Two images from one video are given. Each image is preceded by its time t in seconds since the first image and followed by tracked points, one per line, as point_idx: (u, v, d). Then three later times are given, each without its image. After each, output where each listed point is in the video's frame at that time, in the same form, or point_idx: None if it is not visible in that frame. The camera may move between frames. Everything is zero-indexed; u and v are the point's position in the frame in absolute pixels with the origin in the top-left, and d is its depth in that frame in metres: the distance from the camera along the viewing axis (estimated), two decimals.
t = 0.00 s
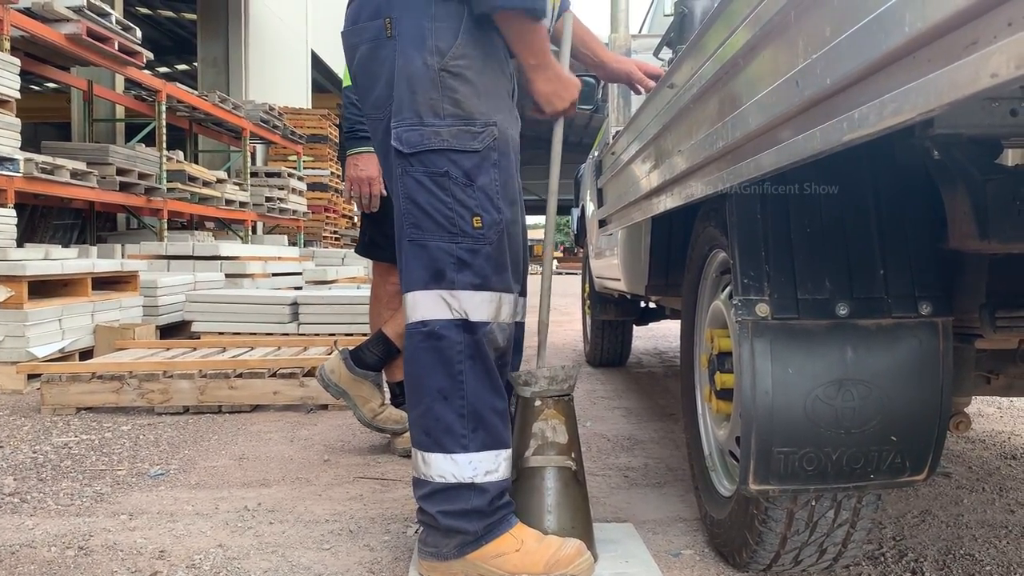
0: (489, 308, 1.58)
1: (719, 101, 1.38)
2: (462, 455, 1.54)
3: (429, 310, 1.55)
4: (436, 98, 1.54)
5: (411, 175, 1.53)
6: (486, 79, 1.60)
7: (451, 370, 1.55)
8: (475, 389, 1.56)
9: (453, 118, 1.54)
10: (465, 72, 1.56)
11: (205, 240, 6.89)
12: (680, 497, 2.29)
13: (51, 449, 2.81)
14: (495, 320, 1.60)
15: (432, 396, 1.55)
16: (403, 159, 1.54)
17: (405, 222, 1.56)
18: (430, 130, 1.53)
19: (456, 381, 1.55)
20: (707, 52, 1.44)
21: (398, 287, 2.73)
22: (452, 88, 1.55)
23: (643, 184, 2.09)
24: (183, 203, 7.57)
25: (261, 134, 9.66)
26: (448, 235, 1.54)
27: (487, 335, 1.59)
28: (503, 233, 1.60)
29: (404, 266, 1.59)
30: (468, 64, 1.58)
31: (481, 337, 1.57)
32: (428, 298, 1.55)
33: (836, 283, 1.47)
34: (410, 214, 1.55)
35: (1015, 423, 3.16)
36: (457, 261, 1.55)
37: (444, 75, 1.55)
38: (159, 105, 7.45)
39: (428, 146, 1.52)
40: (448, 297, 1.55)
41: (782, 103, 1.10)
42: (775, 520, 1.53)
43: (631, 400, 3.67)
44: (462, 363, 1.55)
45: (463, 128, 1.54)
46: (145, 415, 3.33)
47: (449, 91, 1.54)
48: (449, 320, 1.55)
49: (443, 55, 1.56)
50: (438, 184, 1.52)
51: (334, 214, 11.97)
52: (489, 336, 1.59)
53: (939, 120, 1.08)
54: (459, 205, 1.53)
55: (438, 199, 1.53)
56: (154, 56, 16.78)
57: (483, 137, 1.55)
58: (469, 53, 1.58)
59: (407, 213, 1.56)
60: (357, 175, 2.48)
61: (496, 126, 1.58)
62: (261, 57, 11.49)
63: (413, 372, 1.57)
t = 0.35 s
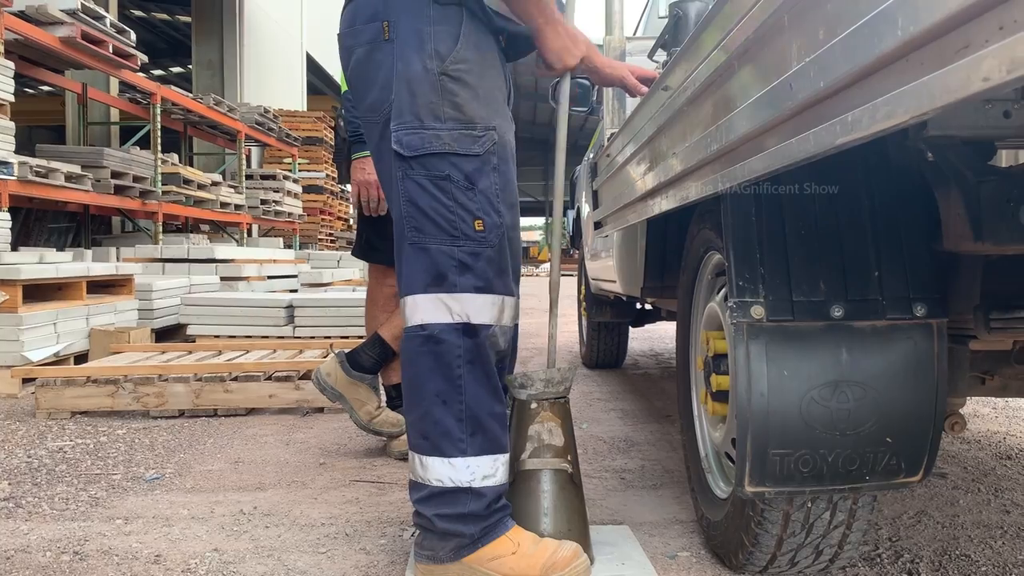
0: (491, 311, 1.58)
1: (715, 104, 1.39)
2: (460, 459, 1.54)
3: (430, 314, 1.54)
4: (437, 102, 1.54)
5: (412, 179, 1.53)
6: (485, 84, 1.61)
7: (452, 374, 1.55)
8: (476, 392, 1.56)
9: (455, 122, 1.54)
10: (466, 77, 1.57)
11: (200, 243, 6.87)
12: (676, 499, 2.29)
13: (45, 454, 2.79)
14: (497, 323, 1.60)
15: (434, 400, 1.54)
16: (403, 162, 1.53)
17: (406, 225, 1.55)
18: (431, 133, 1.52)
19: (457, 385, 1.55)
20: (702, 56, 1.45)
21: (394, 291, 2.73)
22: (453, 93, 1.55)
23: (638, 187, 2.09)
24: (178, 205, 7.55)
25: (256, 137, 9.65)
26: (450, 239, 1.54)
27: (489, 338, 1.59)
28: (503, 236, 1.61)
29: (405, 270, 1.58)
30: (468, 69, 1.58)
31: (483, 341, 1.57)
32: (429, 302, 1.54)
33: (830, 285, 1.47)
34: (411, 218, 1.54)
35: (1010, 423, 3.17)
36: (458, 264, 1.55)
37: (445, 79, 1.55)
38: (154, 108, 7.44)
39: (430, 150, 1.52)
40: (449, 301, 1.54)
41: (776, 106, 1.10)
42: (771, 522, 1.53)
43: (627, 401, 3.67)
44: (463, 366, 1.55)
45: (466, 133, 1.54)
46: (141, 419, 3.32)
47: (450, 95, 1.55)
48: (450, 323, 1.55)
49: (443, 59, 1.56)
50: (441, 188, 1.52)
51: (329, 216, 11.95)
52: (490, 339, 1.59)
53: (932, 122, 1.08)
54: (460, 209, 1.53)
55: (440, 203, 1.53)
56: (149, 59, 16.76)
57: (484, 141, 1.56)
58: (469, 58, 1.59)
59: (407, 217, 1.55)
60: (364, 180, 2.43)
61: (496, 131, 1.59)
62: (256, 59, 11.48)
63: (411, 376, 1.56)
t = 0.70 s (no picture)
0: (494, 312, 1.58)
1: (712, 104, 1.39)
2: (459, 460, 1.53)
3: (432, 315, 1.54)
4: (437, 103, 1.54)
5: (412, 180, 1.52)
6: (485, 84, 1.61)
7: (453, 375, 1.55)
8: (478, 393, 1.56)
9: (454, 123, 1.54)
10: (465, 78, 1.57)
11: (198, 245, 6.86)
12: (675, 499, 2.29)
13: (43, 456, 2.79)
14: (499, 324, 1.61)
15: (435, 401, 1.54)
16: (404, 164, 1.53)
17: (407, 227, 1.55)
18: (432, 135, 1.52)
19: (457, 386, 1.55)
20: (698, 55, 1.45)
21: (393, 292, 2.73)
22: (452, 94, 1.55)
23: (636, 187, 2.09)
24: (176, 207, 7.55)
25: (254, 138, 9.65)
26: (450, 240, 1.54)
27: (491, 339, 1.60)
28: (504, 237, 1.61)
29: (405, 272, 1.58)
30: (467, 70, 1.58)
31: (486, 341, 1.57)
32: (431, 303, 1.54)
33: (828, 284, 1.47)
34: (412, 219, 1.54)
35: (1007, 423, 3.17)
36: (460, 265, 1.55)
37: (445, 80, 1.55)
38: (152, 110, 7.43)
39: (431, 151, 1.52)
40: (451, 302, 1.54)
41: (772, 105, 1.10)
42: (770, 522, 1.53)
43: (625, 402, 3.67)
44: (464, 367, 1.55)
45: (466, 134, 1.54)
46: (139, 421, 3.31)
47: (450, 96, 1.55)
48: (452, 325, 1.55)
49: (442, 60, 1.56)
50: (442, 189, 1.52)
51: (327, 217, 11.95)
52: (493, 340, 1.59)
53: (928, 121, 1.08)
54: (461, 210, 1.53)
55: (440, 203, 1.53)
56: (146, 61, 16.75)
57: (484, 142, 1.55)
58: (468, 59, 1.59)
59: (408, 218, 1.54)
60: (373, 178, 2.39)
61: (496, 131, 1.59)
62: (254, 61, 11.47)
63: (411, 378, 1.56)
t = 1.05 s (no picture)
0: (496, 312, 1.58)
1: (714, 104, 1.39)
2: (463, 461, 1.54)
3: (435, 315, 1.54)
4: (438, 103, 1.54)
5: (415, 180, 1.53)
6: (485, 84, 1.61)
7: (456, 375, 1.54)
8: (481, 393, 1.56)
9: (457, 123, 1.54)
10: (466, 78, 1.57)
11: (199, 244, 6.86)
12: (676, 500, 2.28)
13: (44, 456, 2.79)
14: (503, 323, 1.61)
15: (438, 401, 1.54)
16: (406, 164, 1.53)
17: (409, 227, 1.55)
18: (433, 135, 1.52)
19: (461, 386, 1.55)
20: (700, 57, 1.45)
21: (395, 292, 2.73)
22: (453, 93, 1.55)
23: (638, 187, 2.09)
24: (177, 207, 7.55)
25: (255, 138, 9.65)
26: (453, 239, 1.54)
27: (495, 338, 1.59)
28: (506, 237, 1.61)
29: (407, 273, 1.58)
30: (468, 70, 1.58)
31: (489, 341, 1.57)
32: (434, 303, 1.54)
33: (830, 284, 1.47)
34: (414, 219, 1.54)
35: (1009, 424, 3.16)
36: (462, 265, 1.55)
37: (446, 80, 1.55)
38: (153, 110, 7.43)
39: (433, 151, 1.52)
40: (454, 301, 1.54)
41: (775, 105, 1.10)
42: (771, 522, 1.53)
43: (626, 402, 3.67)
44: (467, 367, 1.55)
45: (467, 133, 1.54)
46: (140, 421, 3.31)
47: (451, 96, 1.55)
48: (455, 324, 1.55)
49: (443, 60, 1.56)
50: (444, 189, 1.52)
51: (328, 217, 11.94)
52: (496, 339, 1.59)
53: (932, 122, 1.08)
54: (464, 209, 1.53)
55: (442, 203, 1.53)
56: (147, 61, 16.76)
57: (486, 142, 1.56)
58: (468, 59, 1.59)
59: (411, 219, 1.55)
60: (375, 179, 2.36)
61: (498, 131, 1.59)
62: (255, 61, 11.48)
63: (415, 378, 1.56)
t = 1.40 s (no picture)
0: (497, 312, 1.58)
1: (716, 106, 1.39)
2: (464, 460, 1.54)
3: (436, 315, 1.54)
4: (439, 103, 1.54)
5: (416, 180, 1.54)
6: (488, 83, 1.61)
7: (457, 375, 1.55)
8: (482, 393, 1.56)
9: (457, 123, 1.54)
10: (468, 78, 1.57)
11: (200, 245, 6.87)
12: (677, 500, 2.29)
13: (46, 456, 2.79)
14: (503, 323, 1.60)
15: (439, 401, 1.54)
16: (408, 164, 1.54)
17: (411, 227, 1.56)
18: (435, 135, 1.53)
19: (462, 386, 1.55)
20: (701, 58, 1.46)
21: (396, 293, 2.73)
22: (455, 93, 1.55)
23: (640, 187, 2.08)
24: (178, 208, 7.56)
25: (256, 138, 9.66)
26: (454, 239, 1.55)
27: (495, 338, 1.59)
28: (509, 237, 1.60)
29: (409, 273, 1.59)
30: (470, 70, 1.58)
31: (490, 341, 1.57)
32: (435, 303, 1.54)
33: (832, 286, 1.47)
34: (416, 219, 1.55)
35: (1010, 424, 3.16)
36: (464, 265, 1.55)
37: (448, 80, 1.55)
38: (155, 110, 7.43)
39: (434, 151, 1.52)
40: (455, 302, 1.54)
41: (776, 107, 1.11)
42: (773, 523, 1.53)
43: (627, 403, 3.67)
44: (468, 367, 1.55)
45: (468, 133, 1.54)
46: (142, 421, 3.32)
47: (453, 96, 1.55)
48: (457, 324, 1.55)
49: (444, 60, 1.56)
50: (444, 189, 1.53)
51: (329, 217, 11.95)
52: (497, 339, 1.59)
53: (933, 122, 1.08)
54: (465, 209, 1.54)
55: (443, 203, 1.53)
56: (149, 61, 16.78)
57: (488, 142, 1.55)
58: (470, 58, 1.58)
59: (413, 219, 1.55)
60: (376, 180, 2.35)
61: (500, 131, 1.58)
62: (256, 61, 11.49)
63: (416, 377, 1.57)
